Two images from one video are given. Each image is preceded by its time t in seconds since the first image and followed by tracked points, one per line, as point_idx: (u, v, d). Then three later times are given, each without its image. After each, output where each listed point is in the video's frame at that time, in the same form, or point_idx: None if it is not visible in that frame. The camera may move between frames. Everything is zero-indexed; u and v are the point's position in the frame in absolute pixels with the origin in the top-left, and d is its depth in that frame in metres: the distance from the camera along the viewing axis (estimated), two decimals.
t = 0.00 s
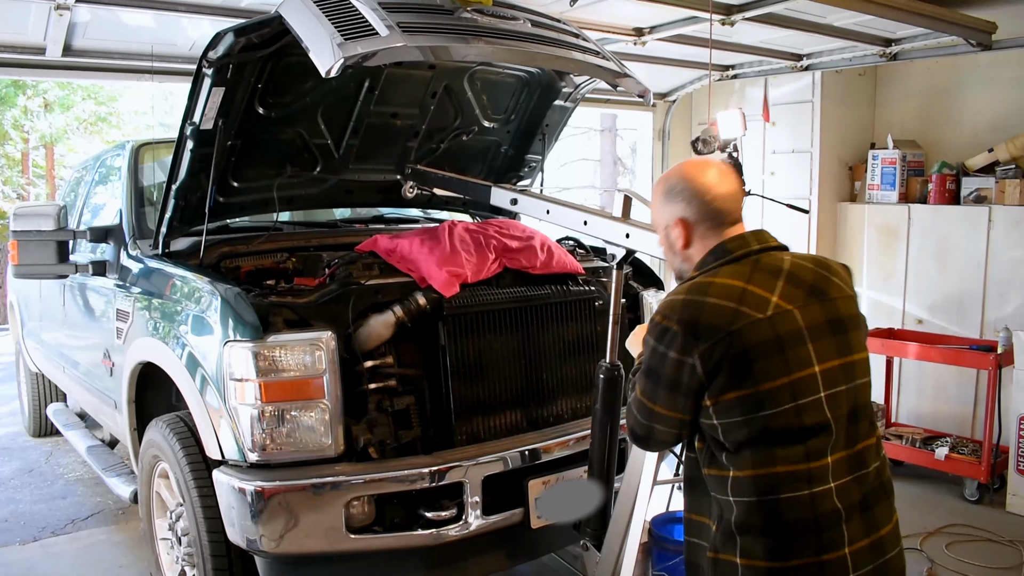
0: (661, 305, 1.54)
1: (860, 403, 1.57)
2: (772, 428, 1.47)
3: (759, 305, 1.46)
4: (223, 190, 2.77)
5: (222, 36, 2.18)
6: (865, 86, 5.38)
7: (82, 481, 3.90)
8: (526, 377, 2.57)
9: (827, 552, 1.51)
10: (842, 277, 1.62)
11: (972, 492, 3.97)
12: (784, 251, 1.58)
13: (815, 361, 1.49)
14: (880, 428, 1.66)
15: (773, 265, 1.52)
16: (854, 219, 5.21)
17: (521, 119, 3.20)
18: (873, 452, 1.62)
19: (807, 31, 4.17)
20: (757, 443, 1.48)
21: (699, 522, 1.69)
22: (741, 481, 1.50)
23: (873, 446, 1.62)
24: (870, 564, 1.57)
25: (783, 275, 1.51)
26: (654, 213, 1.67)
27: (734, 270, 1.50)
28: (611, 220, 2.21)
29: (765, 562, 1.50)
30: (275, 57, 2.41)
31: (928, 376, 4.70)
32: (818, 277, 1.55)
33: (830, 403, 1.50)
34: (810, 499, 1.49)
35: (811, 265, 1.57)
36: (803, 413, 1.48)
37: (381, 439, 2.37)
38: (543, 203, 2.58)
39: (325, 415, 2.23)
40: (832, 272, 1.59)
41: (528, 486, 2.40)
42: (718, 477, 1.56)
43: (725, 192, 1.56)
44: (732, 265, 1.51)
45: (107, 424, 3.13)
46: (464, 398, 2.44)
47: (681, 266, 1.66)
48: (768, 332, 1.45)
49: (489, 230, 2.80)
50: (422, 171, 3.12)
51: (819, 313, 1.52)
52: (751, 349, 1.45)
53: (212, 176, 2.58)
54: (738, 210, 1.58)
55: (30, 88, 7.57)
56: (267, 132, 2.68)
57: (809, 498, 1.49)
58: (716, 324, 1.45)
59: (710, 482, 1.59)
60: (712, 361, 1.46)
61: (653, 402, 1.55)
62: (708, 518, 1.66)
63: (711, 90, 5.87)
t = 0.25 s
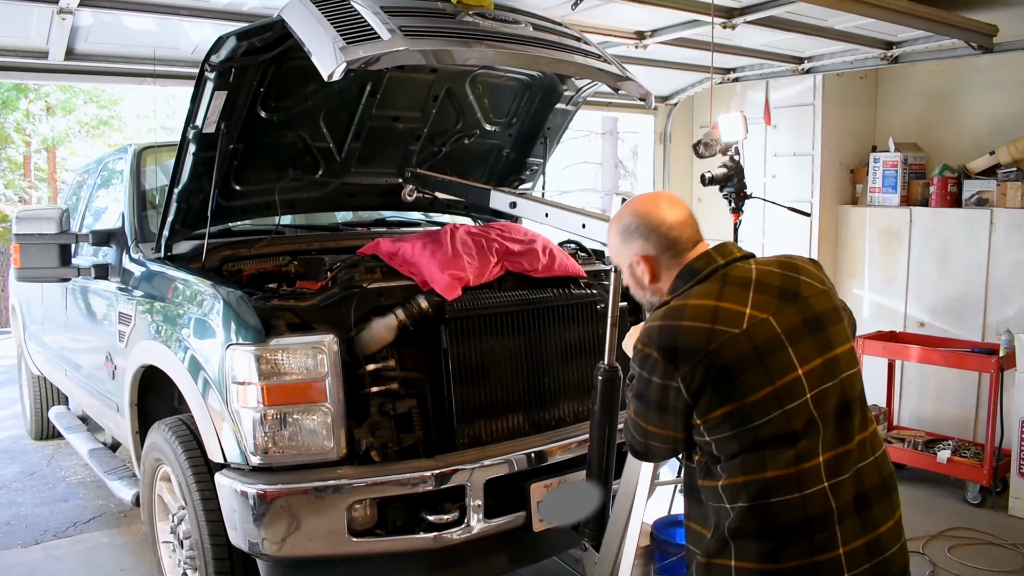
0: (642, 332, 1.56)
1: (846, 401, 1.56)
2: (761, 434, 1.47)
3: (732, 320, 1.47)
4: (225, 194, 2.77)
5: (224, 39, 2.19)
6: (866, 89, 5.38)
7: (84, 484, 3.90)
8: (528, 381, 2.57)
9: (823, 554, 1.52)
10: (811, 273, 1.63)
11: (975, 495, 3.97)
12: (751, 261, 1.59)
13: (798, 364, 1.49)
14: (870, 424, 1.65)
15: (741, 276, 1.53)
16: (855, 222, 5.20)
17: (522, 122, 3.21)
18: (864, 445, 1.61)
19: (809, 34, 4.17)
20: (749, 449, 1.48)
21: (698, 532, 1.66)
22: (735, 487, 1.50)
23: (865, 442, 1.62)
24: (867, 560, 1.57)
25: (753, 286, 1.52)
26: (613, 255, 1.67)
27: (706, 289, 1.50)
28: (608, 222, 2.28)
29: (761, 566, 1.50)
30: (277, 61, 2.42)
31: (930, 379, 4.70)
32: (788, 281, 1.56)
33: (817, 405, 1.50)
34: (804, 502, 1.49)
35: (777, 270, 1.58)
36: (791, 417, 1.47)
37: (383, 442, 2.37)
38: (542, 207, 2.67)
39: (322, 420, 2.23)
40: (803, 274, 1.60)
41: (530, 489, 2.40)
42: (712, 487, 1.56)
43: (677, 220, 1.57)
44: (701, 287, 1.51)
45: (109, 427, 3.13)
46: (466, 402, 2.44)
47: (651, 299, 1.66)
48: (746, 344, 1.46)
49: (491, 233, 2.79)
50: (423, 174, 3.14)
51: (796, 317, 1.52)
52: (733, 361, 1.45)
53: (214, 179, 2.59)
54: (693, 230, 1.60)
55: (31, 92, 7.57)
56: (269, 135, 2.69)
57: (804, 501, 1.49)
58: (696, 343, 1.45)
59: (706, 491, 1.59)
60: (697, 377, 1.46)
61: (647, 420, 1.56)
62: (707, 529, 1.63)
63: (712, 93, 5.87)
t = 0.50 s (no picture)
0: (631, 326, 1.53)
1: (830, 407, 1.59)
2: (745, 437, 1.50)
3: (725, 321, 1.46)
4: (228, 197, 2.77)
5: (227, 43, 2.19)
6: (869, 91, 5.38)
7: (86, 487, 3.91)
8: (532, 383, 2.57)
9: (796, 557, 1.55)
10: (802, 277, 1.64)
11: (978, 499, 3.96)
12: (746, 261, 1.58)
13: (785, 369, 1.51)
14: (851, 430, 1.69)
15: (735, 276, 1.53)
16: (858, 224, 5.19)
17: (524, 124, 3.22)
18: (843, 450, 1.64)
19: (811, 37, 4.17)
20: (733, 452, 1.51)
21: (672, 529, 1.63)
22: (715, 487, 1.53)
23: (844, 449, 1.65)
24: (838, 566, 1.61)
25: (746, 287, 1.52)
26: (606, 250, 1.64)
27: (699, 289, 1.49)
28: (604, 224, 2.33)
29: (735, 565, 1.53)
30: (280, 64, 2.42)
31: (932, 382, 4.69)
32: (780, 283, 1.57)
33: (801, 410, 1.52)
34: (783, 505, 1.52)
35: (770, 272, 1.59)
36: (776, 422, 1.49)
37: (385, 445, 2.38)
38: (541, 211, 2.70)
39: (313, 424, 2.18)
40: (795, 277, 1.61)
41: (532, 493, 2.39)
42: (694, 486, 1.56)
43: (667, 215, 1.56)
44: (693, 286, 1.50)
45: (111, 430, 3.14)
46: (469, 405, 2.44)
47: (642, 296, 1.64)
48: (737, 345, 1.46)
49: (494, 237, 2.80)
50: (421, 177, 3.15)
51: (786, 320, 1.53)
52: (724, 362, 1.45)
53: (217, 183, 2.59)
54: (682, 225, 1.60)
55: (35, 95, 7.60)
56: (271, 138, 2.69)
57: (783, 504, 1.52)
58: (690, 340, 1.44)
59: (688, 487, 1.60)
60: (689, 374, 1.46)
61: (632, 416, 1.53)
62: (681, 526, 1.60)
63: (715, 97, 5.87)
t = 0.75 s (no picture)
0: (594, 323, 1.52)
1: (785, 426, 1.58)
2: (693, 450, 1.47)
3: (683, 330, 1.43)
4: (230, 199, 2.78)
5: (228, 45, 2.19)
6: (871, 93, 5.37)
7: (89, 488, 3.91)
8: (533, 385, 2.56)
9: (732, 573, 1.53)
10: (779, 294, 1.60)
11: (980, 501, 3.96)
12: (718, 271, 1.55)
13: (739, 385, 1.48)
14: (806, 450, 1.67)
15: (703, 286, 1.50)
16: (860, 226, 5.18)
17: (527, 126, 3.22)
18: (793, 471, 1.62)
19: (813, 38, 4.17)
20: (679, 465, 1.48)
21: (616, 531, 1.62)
22: (658, 497, 1.51)
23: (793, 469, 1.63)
24: None
25: (713, 298, 1.49)
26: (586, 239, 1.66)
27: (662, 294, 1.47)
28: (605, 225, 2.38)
29: (669, 573, 1.51)
30: (281, 65, 2.42)
31: (935, 384, 4.69)
32: (749, 297, 1.54)
33: (750, 428, 1.50)
34: (724, 521, 1.50)
35: (743, 285, 1.56)
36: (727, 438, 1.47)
37: (388, 446, 2.40)
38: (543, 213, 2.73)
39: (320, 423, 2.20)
40: (767, 291, 1.58)
41: (534, 493, 2.38)
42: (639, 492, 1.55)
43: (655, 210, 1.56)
44: (661, 291, 1.50)
45: (113, 431, 3.14)
46: (472, 406, 2.44)
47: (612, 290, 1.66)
48: (694, 356, 1.44)
49: (496, 238, 2.81)
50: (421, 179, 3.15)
51: (749, 336, 1.50)
52: (678, 373, 1.44)
53: (219, 184, 2.59)
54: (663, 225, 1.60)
55: (37, 97, 7.64)
56: (273, 140, 2.69)
57: (725, 521, 1.50)
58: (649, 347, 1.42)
59: (633, 492, 1.58)
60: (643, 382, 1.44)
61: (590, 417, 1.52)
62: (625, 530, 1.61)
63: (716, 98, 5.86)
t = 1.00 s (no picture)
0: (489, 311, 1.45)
1: (670, 428, 1.55)
2: (571, 447, 1.43)
3: (573, 325, 1.41)
4: (233, 202, 2.79)
5: (232, 49, 2.19)
6: (875, 96, 5.36)
7: (91, 490, 3.91)
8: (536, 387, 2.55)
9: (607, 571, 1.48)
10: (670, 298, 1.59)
11: (983, 504, 3.95)
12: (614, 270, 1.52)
13: (622, 381, 1.45)
14: (696, 453, 1.63)
15: (596, 282, 1.47)
16: (864, 230, 5.16)
17: (530, 129, 3.22)
18: (677, 474, 1.59)
19: (816, 41, 4.17)
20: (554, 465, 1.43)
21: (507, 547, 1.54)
22: (536, 496, 1.46)
23: (681, 470, 1.60)
24: None
25: (604, 293, 1.46)
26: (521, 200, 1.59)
27: (560, 286, 1.44)
28: (610, 229, 2.42)
29: None
30: (284, 69, 2.43)
31: (939, 388, 4.68)
32: (639, 297, 1.51)
33: (629, 427, 1.47)
34: (597, 519, 1.46)
35: (636, 286, 1.53)
36: (605, 434, 1.44)
37: (391, 450, 2.37)
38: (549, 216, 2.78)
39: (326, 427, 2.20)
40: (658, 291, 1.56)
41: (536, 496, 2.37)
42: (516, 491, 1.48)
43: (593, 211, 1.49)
44: (559, 282, 1.45)
45: (116, 434, 3.14)
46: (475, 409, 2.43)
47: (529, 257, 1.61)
48: (580, 348, 1.40)
49: (499, 241, 2.81)
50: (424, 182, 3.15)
51: (632, 335, 1.48)
52: (562, 364, 1.40)
53: (223, 187, 2.60)
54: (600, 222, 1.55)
55: (41, 100, 7.66)
56: (276, 143, 2.70)
57: (599, 519, 1.46)
58: (539, 337, 1.38)
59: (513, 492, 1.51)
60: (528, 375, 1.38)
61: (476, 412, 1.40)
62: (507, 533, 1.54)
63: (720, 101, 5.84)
